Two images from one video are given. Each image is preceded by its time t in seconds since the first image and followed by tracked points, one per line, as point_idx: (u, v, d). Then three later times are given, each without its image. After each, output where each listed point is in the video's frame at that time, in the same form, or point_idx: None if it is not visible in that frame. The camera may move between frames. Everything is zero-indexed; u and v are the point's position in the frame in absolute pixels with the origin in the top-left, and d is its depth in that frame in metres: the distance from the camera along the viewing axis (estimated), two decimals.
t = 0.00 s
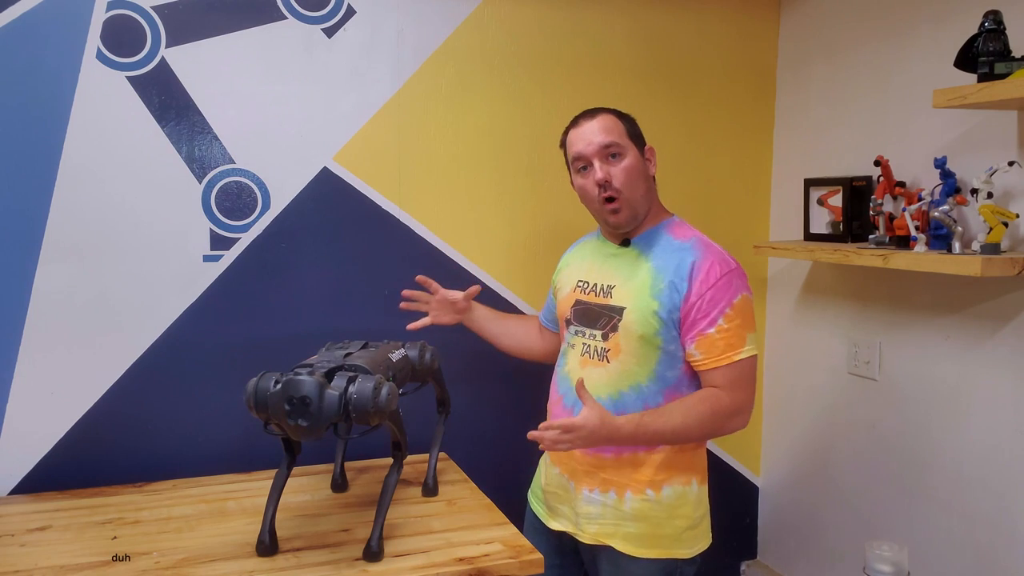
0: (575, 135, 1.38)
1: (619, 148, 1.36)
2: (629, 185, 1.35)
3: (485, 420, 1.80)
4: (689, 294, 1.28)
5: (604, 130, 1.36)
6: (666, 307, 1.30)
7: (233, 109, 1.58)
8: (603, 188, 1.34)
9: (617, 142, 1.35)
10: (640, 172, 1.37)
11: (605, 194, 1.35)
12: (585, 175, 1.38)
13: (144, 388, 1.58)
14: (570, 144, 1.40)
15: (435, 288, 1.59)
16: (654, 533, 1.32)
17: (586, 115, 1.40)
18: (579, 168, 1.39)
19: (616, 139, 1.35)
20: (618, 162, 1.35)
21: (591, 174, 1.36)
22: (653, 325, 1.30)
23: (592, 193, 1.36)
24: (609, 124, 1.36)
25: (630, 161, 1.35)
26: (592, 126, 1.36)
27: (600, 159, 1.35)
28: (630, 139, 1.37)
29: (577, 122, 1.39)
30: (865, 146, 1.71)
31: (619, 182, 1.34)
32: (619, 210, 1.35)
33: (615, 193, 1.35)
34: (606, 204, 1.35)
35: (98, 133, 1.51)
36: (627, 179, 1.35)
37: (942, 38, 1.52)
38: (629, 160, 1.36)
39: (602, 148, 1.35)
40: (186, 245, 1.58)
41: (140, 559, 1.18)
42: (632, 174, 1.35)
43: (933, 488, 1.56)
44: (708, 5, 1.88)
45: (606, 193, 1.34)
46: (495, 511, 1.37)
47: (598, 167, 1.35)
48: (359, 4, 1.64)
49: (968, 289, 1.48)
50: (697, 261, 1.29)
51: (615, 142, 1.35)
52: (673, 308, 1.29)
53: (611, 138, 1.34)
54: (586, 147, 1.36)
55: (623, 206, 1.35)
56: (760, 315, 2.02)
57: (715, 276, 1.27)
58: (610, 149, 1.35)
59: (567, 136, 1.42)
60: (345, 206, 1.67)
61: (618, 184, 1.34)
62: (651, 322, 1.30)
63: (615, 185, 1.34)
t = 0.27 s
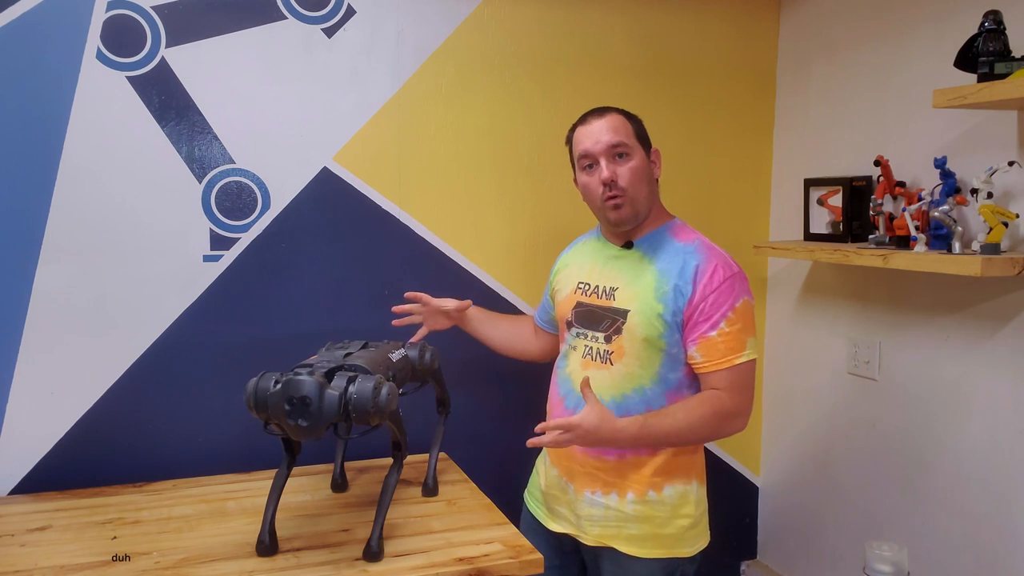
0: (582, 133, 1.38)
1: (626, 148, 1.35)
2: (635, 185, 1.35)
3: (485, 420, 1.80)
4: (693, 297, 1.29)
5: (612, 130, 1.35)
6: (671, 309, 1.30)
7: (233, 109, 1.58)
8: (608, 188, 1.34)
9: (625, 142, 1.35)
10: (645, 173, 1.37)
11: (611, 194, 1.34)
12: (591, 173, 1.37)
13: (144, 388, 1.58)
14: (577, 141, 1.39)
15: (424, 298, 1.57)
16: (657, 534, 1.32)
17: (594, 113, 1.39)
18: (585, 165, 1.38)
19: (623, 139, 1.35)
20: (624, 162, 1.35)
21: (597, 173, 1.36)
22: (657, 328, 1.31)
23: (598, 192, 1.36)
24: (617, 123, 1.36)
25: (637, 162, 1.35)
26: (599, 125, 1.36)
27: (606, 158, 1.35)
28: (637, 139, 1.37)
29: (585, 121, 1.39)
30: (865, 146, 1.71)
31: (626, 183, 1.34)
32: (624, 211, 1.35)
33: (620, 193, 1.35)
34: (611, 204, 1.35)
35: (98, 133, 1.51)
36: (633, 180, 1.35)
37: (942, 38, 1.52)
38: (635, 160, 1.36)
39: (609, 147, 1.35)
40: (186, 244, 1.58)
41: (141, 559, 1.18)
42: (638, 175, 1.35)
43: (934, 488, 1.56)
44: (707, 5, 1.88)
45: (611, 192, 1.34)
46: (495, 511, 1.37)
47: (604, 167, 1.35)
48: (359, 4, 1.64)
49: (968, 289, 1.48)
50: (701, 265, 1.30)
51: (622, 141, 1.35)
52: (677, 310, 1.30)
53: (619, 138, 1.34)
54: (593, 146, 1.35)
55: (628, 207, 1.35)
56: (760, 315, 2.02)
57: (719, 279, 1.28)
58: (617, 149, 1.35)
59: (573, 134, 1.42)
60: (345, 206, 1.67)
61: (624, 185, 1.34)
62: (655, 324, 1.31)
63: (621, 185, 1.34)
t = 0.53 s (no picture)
0: (584, 132, 1.38)
1: (628, 147, 1.35)
2: (636, 184, 1.35)
3: (485, 420, 1.80)
4: (690, 298, 1.29)
5: (614, 129, 1.35)
6: (668, 310, 1.30)
7: (233, 109, 1.58)
8: (610, 186, 1.34)
9: (627, 141, 1.35)
10: (647, 173, 1.37)
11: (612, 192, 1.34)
12: (592, 171, 1.37)
13: (143, 388, 1.58)
14: (579, 140, 1.39)
15: (421, 277, 1.61)
16: (655, 532, 1.32)
17: (596, 112, 1.39)
18: (586, 164, 1.38)
19: (625, 138, 1.35)
20: (626, 161, 1.35)
21: (598, 171, 1.36)
22: (654, 329, 1.31)
23: (599, 190, 1.35)
24: (619, 122, 1.36)
25: (638, 162, 1.35)
26: (602, 123, 1.36)
27: (608, 157, 1.35)
28: (638, 139, 1.37)
29: (587, 119, 1.39)
30: (865, 146, 1.71)
31: (627, 182, 1.34)
32: (625, 210, 1.34)
33: (621, 192, 1.35)
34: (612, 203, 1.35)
35: (98, 133, 1.51)
36: (635, 179, 1.35)
37: (942, 38, 1.52)
38: (637, 159, 1.36)
39: (611, 146, 1.35)
40: (186, 244, 1.58)
41: (141, 559, 1.18)
42: (639, 175, 1.35)
43: (933, 488, 1.56)
44: (707, 5, 1.88)
45: (612, 191, 1.34)
46: (495, 511, 1.37)
47: (606, 165, 1.35)
48: (359, 4, 1.63)
49: (968, 289, 1.48)
50: (699, 266, 1.30)
51: (624, 140, 1.35)
52: (675, 311, 1.30)
53: (621, 137, 1.34)
54: (595, 144, 1.35)
55: (629, 206, 1.35)
56: (760, 315, 2.02)
57: (716, 281, 1.28)
58: (618, 148, 1.35)
59: (575, 132, 1.42)
60: (345, 206, 1.67)
61: (626, 183, 1.34)
62: (652, 325, 1.31)
63: (623, 184, 1.34)
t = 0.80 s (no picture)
0: (584, 132, 1.38)
1: (628, 148, 1.35)
2: (635, 185, 1.35)
3: (486, 420, 1.80)
4: (689, 299, 1.29)
5: (615, 129, 1.35)
6: (667, 311, 1.30)
7: (233, 109, 1.58)
8: (609, 187, 1.34)
9: (627, 142, 1.35)
10: (646, 174, 1.37)
11: (611, 193, 1.34)
12: (592, 171, 1.37)
13: (143, 388, 1.58)
14: (579, 139, 1.39)
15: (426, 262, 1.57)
16: (654, 530, 1.32)
17: (597, 111, 1.39)
18: (586, 164, 1.38)
19: (625, 139, 1.35)
20: (626, 162, 1.35)
21: (598, 171, 1.36)
22: (653, 329, 1.31)
23: (598, 190, 1.35)
24: (619, 123, 1.36)
25: (638, 162, 1.35)
26: (602, 123, 1.36)
27: (608, 157, 1.35)
28: (638, 140, 1.37)
29: (587, 119, 1.39)
30: (865, 146, 1.71)
31: (626, 182, 1.34)
32: (624, 211, 1.34)
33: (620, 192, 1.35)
34: (611, 203, 1.35)
35: (98, 133, 1.51)
36: (634, 180, 1.35)
37: (942, 38, 1.52)
38: (637, 160, 1.36)
39: (611, 146, 1.35)
40: (186, 244, 1.58)
41: (141, 559, 1.18)
42: (638, 176, 1.35)
43: (934, 488, 1.56)
44: (707, 5, 1.88)
45: (611, 191, 1.34)
46: (495, 510, 1.37)
47: (606, 165, 1.35)
48: (359, 4, 1.64)
49: (968, 289, 1.48)
50: (697, 267, 1.30)
51: (625, 141, 1.35)
52: (673, 312, 1.30)
53: (621, 138, 1.34)
54: (595, 144, 1.35)
55: (627, 207, 1.35)
56: (760, 315, 2.02)
57: (715, 282, 1.28)
58: (618, 148, 1.35)
59: (575, 132, 1.42)
60: (345, 206, 1.67)
61: (625, 184, 1.34)
62: (651, 326, 1.31)
63: (622, 185, 1.34)
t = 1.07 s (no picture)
0: (583, 133, 1.37)
1: (627, 151, 1.35)
2: (633, 189, 1.35)
3: (485, 420, 1.80)
4: (688, 300, 1.29)
5: (614, 132, 1.35)
6: (666, 312, 1.30)
7: (233, 109, 1.58)
8: (607, 191, 1.34)
9: (626, 145, 1.35)
10: (643, 177, 1.37)
11: (609, 196, 1.34)
12: (590, 174, 1.37)
13: (143, 388, 1.58)
14: (577, 141, 1.38)
15: (432, 279, 1.57)
16: (653, 530, 1.32)
17: (596, 113, 1.38)
18: (584, 166, 1.38)
19: (624, 141, 1.35)
20: (624, 165, 1.35)
21: (596, 174, 1.36)
22: (652, 330, 1.31)
23: (596, 193, 1.36)
24: (619, 126, 1.35)
25: (636, 166, 1.35)
26: (601, 126, 1.35)
27: (606, 161, 1.35)
28: (637, 142, 1.37)
29: (586, 120, 1.38)
30: (865, 146, 1.71)
31: (624, 186, 1.34)
32: (621, 215, 1.35)
33: (618, 196, 1.35)
34: (608, 207, 1.35)
35: (98, 133, 1.51)
36: (632, 184, 1.35)
37: (942, 38, 1.52)
38: (635, 164, 1.36)
39: (610, 150, 1.34)
40: (186, 244, 1.58)
41: (141, 559, 1.18)
42: (636, 180, 1.35)
43: (934, 488, 1.56)
44: (707, 5, 1.88)
45: (609, 195, 1.34)
46: (495, 511, 1.37)
47: (604, 169, 1.34)
48: (359, 4, 1.64)
49: (968, 289, 1.48)
50: (696, 269, 1.30)
51: (624, 144, 1.34)
52: (672, 313, 1.30)
53: (620, 141, 1.34)
54: (594, 147, 1.35)
55: (625, 211, 1.35)
56: (760, 315, 2.02)
57: (714, 283, 1.28)
58: (617, 152, 1.35)
59: (574, 132, 1.41)
60: (345, 206, 1.67)
61: (623, 188, 1.34)
62: (650, 327, 1.31)
63: (620, 189, 1.34)
